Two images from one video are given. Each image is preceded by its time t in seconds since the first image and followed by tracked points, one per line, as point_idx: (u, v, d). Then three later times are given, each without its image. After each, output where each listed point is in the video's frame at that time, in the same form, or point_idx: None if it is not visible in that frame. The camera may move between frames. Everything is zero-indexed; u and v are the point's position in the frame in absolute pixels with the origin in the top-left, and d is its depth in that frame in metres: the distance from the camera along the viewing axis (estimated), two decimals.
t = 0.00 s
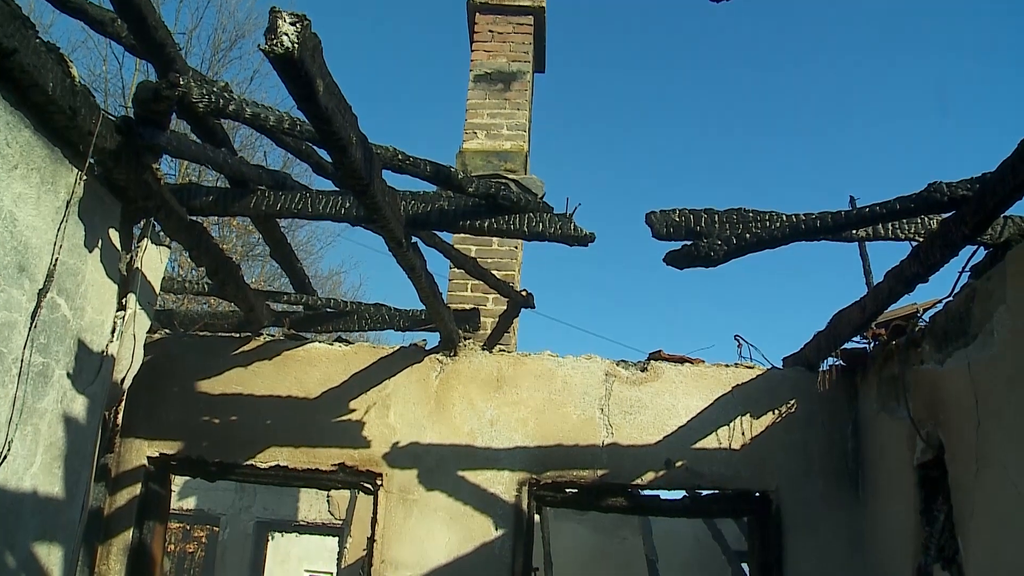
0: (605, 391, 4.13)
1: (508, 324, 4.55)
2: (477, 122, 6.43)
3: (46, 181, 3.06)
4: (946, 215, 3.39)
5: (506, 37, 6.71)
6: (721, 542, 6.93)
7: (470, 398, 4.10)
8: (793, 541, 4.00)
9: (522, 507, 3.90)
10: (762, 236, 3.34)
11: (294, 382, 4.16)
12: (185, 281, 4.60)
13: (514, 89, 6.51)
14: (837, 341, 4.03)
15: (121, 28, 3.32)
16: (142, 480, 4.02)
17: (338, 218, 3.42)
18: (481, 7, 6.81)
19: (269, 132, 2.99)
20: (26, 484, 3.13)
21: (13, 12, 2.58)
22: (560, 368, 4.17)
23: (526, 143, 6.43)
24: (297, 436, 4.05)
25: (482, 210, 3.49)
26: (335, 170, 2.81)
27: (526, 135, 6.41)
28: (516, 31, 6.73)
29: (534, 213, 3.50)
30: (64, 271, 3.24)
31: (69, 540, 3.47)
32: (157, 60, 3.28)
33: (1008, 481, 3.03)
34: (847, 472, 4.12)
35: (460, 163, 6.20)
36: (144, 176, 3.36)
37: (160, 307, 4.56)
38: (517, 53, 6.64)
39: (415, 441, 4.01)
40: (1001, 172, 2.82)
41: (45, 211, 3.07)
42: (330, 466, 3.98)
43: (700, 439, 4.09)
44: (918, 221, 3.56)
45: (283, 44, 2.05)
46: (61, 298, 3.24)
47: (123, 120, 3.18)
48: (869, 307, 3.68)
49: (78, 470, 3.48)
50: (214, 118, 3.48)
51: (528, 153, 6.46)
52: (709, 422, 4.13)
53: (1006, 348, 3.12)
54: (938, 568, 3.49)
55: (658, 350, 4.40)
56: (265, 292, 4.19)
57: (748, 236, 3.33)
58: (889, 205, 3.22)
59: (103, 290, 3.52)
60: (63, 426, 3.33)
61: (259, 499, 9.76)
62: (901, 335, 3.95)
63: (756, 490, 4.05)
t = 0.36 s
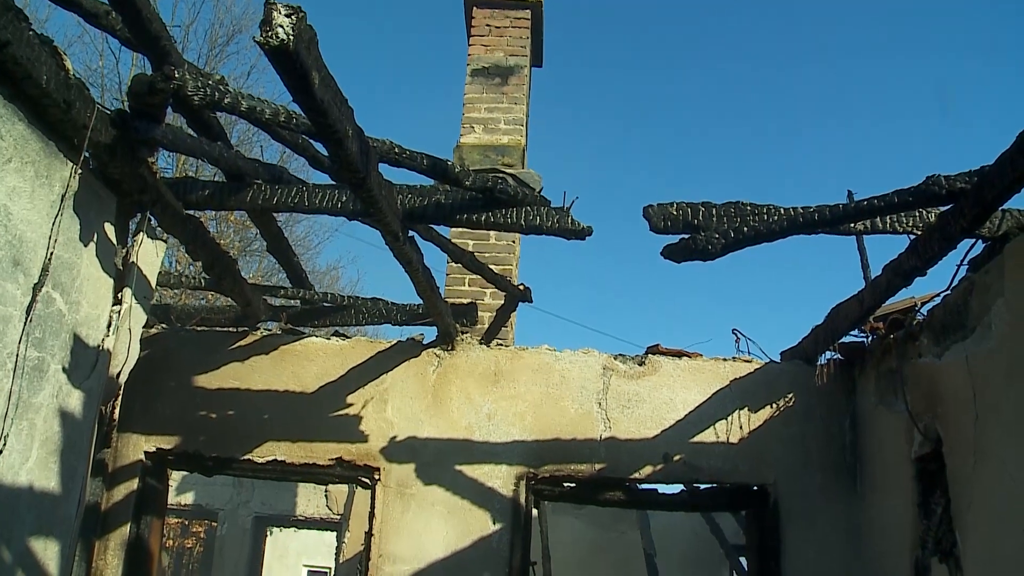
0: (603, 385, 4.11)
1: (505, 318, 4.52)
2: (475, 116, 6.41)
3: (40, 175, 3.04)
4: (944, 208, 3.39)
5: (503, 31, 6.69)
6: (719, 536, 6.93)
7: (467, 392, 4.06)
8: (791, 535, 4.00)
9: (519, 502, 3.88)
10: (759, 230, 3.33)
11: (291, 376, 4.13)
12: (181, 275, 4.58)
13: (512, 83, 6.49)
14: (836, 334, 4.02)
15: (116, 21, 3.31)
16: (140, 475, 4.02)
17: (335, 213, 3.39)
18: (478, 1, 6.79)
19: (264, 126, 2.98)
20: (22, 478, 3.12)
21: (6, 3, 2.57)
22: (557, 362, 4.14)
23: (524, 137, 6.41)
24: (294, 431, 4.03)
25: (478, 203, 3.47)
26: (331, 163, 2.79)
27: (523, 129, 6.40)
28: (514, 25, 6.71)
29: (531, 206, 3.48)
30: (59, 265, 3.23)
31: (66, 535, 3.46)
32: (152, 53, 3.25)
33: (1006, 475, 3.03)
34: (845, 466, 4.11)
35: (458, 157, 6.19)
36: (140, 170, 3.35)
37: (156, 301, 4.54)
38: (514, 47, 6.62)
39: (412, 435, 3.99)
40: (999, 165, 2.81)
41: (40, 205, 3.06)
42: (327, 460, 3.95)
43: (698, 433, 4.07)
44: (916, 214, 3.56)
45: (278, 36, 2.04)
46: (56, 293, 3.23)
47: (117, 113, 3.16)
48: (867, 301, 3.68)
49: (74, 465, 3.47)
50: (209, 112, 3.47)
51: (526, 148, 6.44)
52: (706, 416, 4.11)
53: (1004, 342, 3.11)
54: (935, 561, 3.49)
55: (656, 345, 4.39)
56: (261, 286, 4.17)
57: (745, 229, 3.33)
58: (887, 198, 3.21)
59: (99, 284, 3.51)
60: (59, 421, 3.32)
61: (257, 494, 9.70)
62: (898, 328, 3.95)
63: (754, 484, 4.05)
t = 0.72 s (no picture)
0: (601, 360, 4.09)
1: (503, 294, 4.50)
2: (472, 93, 6.37)
3: (34, 150, 3.02)
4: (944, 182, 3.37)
5: (500, 7, 6.64)
6: (717, 511, 6.96)
7: (465, 367, 4.04)
8: (789, 509, 4.01)
9: (518, 477, 3.87)
10: (757, 204, 3.32)
11: (288, 353, 4.11)
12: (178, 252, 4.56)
13: (509, 59, 6.44)
14: (834, 310, 4.01)
15: None
16: (138, 452, 4.03)
17: (331, 187, 3.38)
18: None
19: (259, 100, 2.95)
20: (20, 454, 3.13)
21: None
22: (555, 338, 4.11)
23: (522, 113, 6.37)
24: (292, 407, 4.02)
25: (475, 177, 3.46)
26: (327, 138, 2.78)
27: (521, 105, 6.36)
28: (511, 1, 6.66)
29: (528, 180, 3.46)
30: (54, 242, 3.22)
31: (66, 511, 3.47)
32: (146, 27, 3.24)
33: (1003, 448, 3.04)
34: (843, 441, 4.12)
35: (455, 134, 6.15)
36: (134, 146, 3.33)
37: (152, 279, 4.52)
38: (511, 23, 6.57)
39: (410, 411, 3.97)
40: (1001, 138, 2.79)
41: (34, 180, 3.04)
42: (326, 437, 3.95)
43: (696, 408, 4.06)
44: (916, 187, 3.53)
45: (272, 8, 2.02)
46: (52, 269, 3.22)
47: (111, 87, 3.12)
48: (866, 276, 3.67)
49: (73, 441, 3.47)
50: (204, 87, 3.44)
51: (523, 124, 6.40)
52: (705, 391, 4.10)
53: (1002, 316, 3.11)
54: (932, 535, 3.50)
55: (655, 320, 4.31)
56: (258, 263, 4.15)
57: (743, 203, 3.31)
58: (886, 171, 3.19)
59: (94, 261, 3.49)
60: (57, 397, 3.32)
61: (257, 471, 9.68)
62: (897, 304, 3.95)
63: (752, 459, 4.05)
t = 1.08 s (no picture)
0: (603, 328, 4.08)
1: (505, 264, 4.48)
2: (471, 63, 6.32)
3: (30, 120, 3.00)
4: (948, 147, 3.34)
5: None
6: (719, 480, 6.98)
7: (467, 337, 4.03)
8: (791, 476, 4.02)
9: (520, 446, 3.86)
10: (760, 170, 3.29)
11: (289, 324, 4.10)
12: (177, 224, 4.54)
13: (509, 29, 6.38)
14: (837, 277, 4.00)
15: None
16: (141, 425, 4.04)
17: (331, 157, 3.35)
18: None
19: (257, 68, 2.92)
20: (23, 425, 3.14)
21: None
22: (557, 307, 4.09)
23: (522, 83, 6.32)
24: (293, 378, 4.02)
25: (476, 145, 3.42)
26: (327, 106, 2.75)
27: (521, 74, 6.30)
28: None
29: (529, 147, 3.43)
30: (54, 213, 3.20)
31: (70, 482, 3.49)
32: None
33: (1005, 413, 3.03)
34: (846, 408, 4.11)
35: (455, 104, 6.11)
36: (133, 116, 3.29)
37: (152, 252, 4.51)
38: None
39: (412, 381, 3.96)
40: (1007, 102, 2.76)
41: (32, 151, 3.02)
42: (328, 407, 3.95)
43: (698, 376, 4.06)
44: (919, 153, 3.50)
45: None
46: (51, 240, 3.20)
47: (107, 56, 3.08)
48: (868, 242, 3.65)
49: (76, 412, 3.48)
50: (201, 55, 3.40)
51: (523, 94, 6.36)
52: (707, 359, 4.09)
53: (1005, 281, 3.09)
54: (934, 501, 3.52)
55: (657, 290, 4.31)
56: (258, 234, 4.14)
57: (745, 169, 3.29)
58: (890, 136, 3.16)
59: (94, 232, 3.47)
60: (59, 369, 3.32)
61: (259, 444, 9.68)
62: (899, 271, 3.93)
63: (754, 426, 4.05)
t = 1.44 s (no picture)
0: (605, 289, 4.07)
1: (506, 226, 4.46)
2: (471, 25, 6.25)
3: (25, 84, 2.97)
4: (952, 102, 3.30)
5: None
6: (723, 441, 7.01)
7: (469, 299, 4.02)
8: (793, 435, 4.03)
9: (523, 406, 3.86)
10: (762, 127, 3.26)
11: (291, 288, 4.09)
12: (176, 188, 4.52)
13: None
14: (840, 236, 3.97)
15: None
16: (145, 390, 4.05)
17: (330, 118, 3.31)
18: None
19: (253, 28, 2.89)
20: (27, 390, 3.15)
21: None
22: (559, 268, 4.08)
23: (522, 45, 6.26)
24: (296, 341, 4.02)
25: (476, 105, 3.37)
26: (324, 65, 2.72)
27: (521, 36, 6.23)
28: None
29: (529, 106, 3.38)
30: (52, 177, 3.18)
31: (75, 446, 3.51)
32: None
33: (1007, 369, 3.03)
34: (848, 367, 4.12)
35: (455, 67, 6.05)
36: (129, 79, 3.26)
37: (151, 217, 4.49)
38: None
39: (414, 343, 3.96)
40: (1012, 56, 2.71)
41: (28, 114, 2.99)
42: (331, 370, 3.96)
43: (701, 335, 4.06)
44: (923, 109, 3.46)
45: None
46: (50, 204, 3.19)
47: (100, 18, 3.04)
48: (871, 200, 3.63)
49: (79, 377, 3.49)
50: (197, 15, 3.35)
51: (524, 55, 6.29)
52: (709, 319, 4.08)
53: (1009, 238, 3.07)
54: (936, 458, 3.53)
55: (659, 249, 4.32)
56: (259, 199, 4.12)
57: (747, 127, 3.25)
58: (893, 92, 3.12)
59: (93, 197, 3.46)
60: (61, 333, 3.32)
61: (263, 411, 9.72)
62: (903, 229, 3.90)
63: (756, 386, 4.05)
